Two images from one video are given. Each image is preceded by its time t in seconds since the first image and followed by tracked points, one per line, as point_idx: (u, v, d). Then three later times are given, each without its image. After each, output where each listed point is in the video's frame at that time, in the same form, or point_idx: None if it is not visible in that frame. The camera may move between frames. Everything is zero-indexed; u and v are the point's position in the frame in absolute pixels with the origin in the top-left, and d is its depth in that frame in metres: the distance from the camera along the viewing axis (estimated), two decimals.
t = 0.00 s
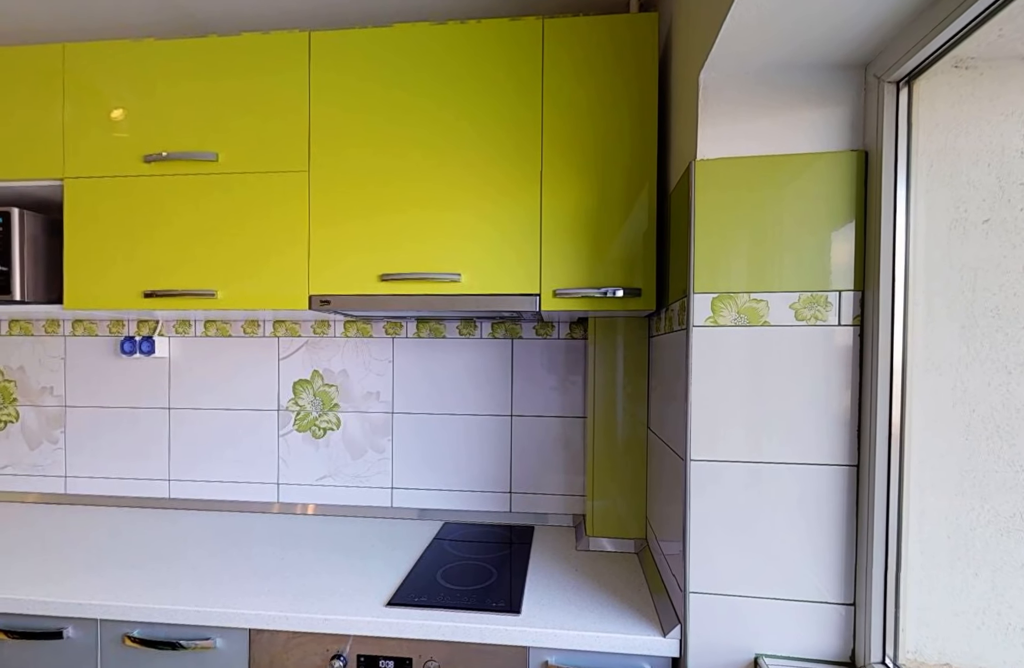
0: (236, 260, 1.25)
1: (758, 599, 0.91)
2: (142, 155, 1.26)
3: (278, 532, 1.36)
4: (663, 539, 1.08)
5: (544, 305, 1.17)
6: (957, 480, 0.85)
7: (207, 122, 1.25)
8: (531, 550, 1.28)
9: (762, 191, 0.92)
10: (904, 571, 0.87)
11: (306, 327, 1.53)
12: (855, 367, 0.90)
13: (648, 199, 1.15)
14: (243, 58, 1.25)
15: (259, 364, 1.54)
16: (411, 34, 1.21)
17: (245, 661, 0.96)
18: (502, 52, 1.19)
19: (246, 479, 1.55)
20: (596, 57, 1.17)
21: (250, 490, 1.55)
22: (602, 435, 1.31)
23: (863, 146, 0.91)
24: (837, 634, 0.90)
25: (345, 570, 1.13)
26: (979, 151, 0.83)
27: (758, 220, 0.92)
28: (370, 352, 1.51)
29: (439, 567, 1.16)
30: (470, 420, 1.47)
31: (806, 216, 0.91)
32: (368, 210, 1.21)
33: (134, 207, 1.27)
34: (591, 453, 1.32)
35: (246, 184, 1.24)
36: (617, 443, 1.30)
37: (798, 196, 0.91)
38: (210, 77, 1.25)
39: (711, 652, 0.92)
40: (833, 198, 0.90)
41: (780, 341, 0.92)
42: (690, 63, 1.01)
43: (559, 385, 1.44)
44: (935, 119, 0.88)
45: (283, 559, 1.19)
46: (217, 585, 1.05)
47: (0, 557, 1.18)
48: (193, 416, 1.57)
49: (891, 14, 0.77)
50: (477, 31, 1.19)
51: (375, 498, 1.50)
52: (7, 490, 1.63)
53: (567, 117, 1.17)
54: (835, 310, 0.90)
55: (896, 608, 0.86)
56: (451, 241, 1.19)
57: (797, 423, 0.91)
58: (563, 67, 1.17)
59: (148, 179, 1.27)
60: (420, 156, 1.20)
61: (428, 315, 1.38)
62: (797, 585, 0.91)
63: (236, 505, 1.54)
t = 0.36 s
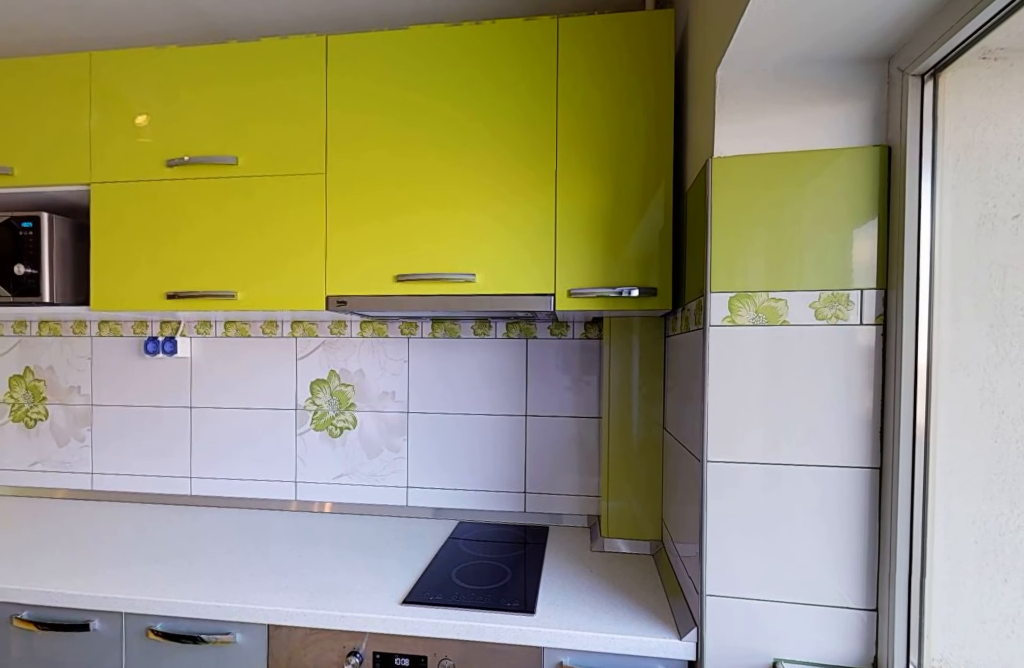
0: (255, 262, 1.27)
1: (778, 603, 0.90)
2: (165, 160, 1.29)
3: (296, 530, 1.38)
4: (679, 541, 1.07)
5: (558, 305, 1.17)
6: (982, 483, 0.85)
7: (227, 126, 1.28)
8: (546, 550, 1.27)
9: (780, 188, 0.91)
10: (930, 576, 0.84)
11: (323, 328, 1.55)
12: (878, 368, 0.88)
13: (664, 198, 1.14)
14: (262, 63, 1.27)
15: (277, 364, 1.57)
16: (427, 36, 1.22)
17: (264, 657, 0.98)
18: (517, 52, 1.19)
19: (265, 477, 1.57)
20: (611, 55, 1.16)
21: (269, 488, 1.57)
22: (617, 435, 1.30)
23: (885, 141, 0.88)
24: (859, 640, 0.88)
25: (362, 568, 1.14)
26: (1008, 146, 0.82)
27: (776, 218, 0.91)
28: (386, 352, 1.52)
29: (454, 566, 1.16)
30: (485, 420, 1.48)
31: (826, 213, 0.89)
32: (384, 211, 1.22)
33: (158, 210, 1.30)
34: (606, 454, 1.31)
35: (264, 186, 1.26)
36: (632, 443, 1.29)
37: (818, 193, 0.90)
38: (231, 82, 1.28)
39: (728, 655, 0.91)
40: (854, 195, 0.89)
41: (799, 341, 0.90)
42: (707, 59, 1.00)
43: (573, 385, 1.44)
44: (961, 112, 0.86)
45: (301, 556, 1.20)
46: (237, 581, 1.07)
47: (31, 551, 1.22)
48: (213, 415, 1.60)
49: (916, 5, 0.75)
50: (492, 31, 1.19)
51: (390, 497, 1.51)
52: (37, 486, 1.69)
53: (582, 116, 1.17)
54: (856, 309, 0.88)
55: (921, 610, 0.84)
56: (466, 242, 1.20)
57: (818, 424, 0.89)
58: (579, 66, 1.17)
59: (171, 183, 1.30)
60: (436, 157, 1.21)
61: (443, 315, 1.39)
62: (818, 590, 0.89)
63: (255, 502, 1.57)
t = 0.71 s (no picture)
0: (275, 264, 1.29)
1: (799, 608, 0.88)
2: (188, 164, 1.32)
3: (315, 528, 1.40)
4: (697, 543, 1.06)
5: (574, 305, 1.16)
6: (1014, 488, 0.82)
7: (248, 130, 1.30)
8: (561, 551, 1.27)
9: (800, 185, 0.89)
10: (958, 583, 0.82)
11: (341, 328, 1.57)
12: (903, 368, 0.86)
13: (681, 196, 1.13)
14: (281, 68, 1.29)
15: (296, 364, 1.59)
16: (443, 38, 1.22)
17: (283, 652, 0.99)
18: (533, 52, 1.19)
19: (284, 476, 1.60)
20: (627, 53, 1.15)
21: (287, 486, 1.59)
22: (633, 436, 1.29)
23: (910, 135, 0.86)
24: (883, 647, 0.86)
25: (378, 566, 1.15)
26: None
27: (796, 216, 0.89)
28: (402, 352, 1.53)
29: (469, 566, 1.17)
30: (500, 419, 1.48)
31: (849, 210, 0.87)
32: (400, 212, 1.23)
33: (181, 214, 1.33)
34: (622, 454, 1.30)
35: (284, 189, 1.28)
36: (649, 444, 1.28)
37: (839, 189, 0.88)
38: (251, 87, 1.30)
39: (746, 660, 0.90)
40: (877, 191, 0.87)
41: (819, 341, 0.88)
42: (725, 55, 0.99)
43: (589, 385, 1.43)
44: (991, 105, 0.83)
45: (319, 553, 1.22)
46: (257, 577, 1.09)
47: (61, 545, 1.26)
48: (234, 414, 1.63)
49: None
50: (508, 32, 1.20)
51: (407, 496, 1.53)
52: (66, 482, 1.74)
53: (598, 115, 1.16)
54: (880, 308, 0.86)
55: (948, 618, 0.81)
56: (481, 242, 1.20)
57: (840, 425, 0.87)
58: (594, 64, 1.16)
59: (193, 187, 1.32)
60: (451, 158, 1.21)
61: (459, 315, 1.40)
62: (840, 595, 0.87)
63: (274, 500, 1.59)
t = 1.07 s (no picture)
0: (293, 265, 1.31)
1: (818, 612, 0.86)
2: (209, 168, 1.35)
3: (331, 526, 1.42)
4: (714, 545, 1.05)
5: (589, 305, 1.16)
6: None
7: (267, 134, 1.32)
8: (576, 552, 1.27)
9: (820, 182, 0.87)
10: (987, 590, 0.79)
11: (357, 328, 1.59)
12: (928, 369, 0.83)
13: (697, 194, 1.12)
14: (300, 72, 1.31)
15: (313, 364, 1.61)
16: (458, 39, 1.23)
17: (300, 647, 1.00)
18: (548, 52, 1.18)
19: (301, 474, 1.62)
20: (642, 50, 1.14)
21: (305, 484, 1.62)
22: (649, 436, 1.28)
23: (936, 129, 0.84)
24: (907, 655, 0.84)
25: (394, 564, 1.16)
26: None
27: (816, 213, 0.87)
28: (417, 352, 1.54)
29: (484, 565, 1.17)
30: (514, 419, 1.48)
31: (871, 207, 0.85)
32: (416, 213, 1.24)
33: (203, 217, 1.36)
34: (638, 455, 1.29)
35: (301, 191, 1.30)
36: (665, 444, 1.27)
37: (861, 186, 0.86)
38: (270, 91, 1.32)
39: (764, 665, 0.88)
40: (900, 187, 0.84)
41: (840, 340, 0.86)
42: (743, 50, 0.97)
43: (604, 385, 1.42)
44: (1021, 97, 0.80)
45: (335, 551, 1.23)
46: (275, 573, 1.11)
47: (88, 539, 1.29)
48: (253, 413, 1.65)
49: None
50: (522, 32, 1.20)
51: (422, 495, 1.53)
52: (93, 478, 1.79)
53: (613, 114, 1.15)
54: (904, 307, 0.84)
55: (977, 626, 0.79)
56: (496, 242, 1.20)
57: (861, 426, 0.86)
58: (609, 62, 1.16)
59: (214, 190, 1.35)
60: (466, 158, 1.22)
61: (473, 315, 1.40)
62: (861, 600, 0.85)
63: (292, 497, 1.62)
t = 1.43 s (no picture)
0: (310, 267, 1.33)
1: (839, 618, 0.85)
2: (230, 172, 1.37)
3: (348, 524, 1.43)
4: (731, 548, 1.03)
5: (604, 305, 1.15)
6: None
7: (285, 138, 1.34)
8: (591, 552, 1.26)
9: (841, 178, 0.85)
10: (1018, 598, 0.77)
11: (373, 329, 1.60)
12: (954, 369, 0.81)
13: (714, 193, 1.11)
14: (317, 75, 1.32)
15: (330, 364, 1.63)
16: (473, 41, 1.23)
17: (318, 644, 1.02)
18: (562, 51, 1.18)
19: (318, 472, 1.64)
20: (659, 48, 1.13)
21: (322, 482, 1.64)
22: (665, 437, 1.26)
23: (962, 123, 0.82)
24: (933, 663, 0.81)
25: (409, 563, 1.17)
26: None
27: (837, 210, 0.86)
28: (432, 352, 1.55)
29: (498, 565, 1.17)
30: (529, 419, 1.48)
31: (894, 204, 0.83)
32: (431, 214, 1.25)
33: (223, 219, 1.38)
34: (653, 456, 1.28)
35: (319, 193, 1.32)
36: (681, 445, 1.26)
37: (884, 183, 0.84)
38: (288, 95, 1.34)
39: None
40: (925, 183, 0.82)
41: (862, 340, 0.85)
42: (761, 46, 0.96)
43: (619, 385, 1.42)
44: None
45: (352, 549, 1.25)
46: (293, 570, 1.12)
47: (113, 535, 1.33)
48: (272, 412, 1.68)
49: None
50: (537, 32, 1.19)
51: (437, 494, 1.54)
52: (118, 475, 1.84)
53: (628, 112, 1.15)
54: (929, 306, 0.82)
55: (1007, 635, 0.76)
56: (510, 242, 1.20)
57: (884, 428, 0.84)
58: (625, 60, 1.15)
59: (234, 193, 1.38)
60: (481, 159, 1.22)
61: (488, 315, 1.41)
62: (884, 606, 0.83)
63: (310, 496, 1.64)
